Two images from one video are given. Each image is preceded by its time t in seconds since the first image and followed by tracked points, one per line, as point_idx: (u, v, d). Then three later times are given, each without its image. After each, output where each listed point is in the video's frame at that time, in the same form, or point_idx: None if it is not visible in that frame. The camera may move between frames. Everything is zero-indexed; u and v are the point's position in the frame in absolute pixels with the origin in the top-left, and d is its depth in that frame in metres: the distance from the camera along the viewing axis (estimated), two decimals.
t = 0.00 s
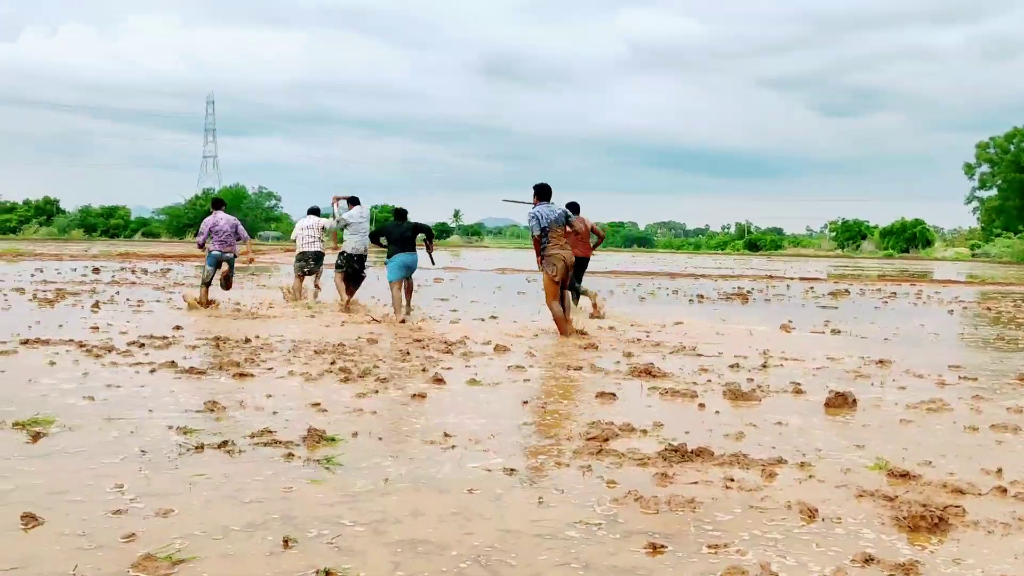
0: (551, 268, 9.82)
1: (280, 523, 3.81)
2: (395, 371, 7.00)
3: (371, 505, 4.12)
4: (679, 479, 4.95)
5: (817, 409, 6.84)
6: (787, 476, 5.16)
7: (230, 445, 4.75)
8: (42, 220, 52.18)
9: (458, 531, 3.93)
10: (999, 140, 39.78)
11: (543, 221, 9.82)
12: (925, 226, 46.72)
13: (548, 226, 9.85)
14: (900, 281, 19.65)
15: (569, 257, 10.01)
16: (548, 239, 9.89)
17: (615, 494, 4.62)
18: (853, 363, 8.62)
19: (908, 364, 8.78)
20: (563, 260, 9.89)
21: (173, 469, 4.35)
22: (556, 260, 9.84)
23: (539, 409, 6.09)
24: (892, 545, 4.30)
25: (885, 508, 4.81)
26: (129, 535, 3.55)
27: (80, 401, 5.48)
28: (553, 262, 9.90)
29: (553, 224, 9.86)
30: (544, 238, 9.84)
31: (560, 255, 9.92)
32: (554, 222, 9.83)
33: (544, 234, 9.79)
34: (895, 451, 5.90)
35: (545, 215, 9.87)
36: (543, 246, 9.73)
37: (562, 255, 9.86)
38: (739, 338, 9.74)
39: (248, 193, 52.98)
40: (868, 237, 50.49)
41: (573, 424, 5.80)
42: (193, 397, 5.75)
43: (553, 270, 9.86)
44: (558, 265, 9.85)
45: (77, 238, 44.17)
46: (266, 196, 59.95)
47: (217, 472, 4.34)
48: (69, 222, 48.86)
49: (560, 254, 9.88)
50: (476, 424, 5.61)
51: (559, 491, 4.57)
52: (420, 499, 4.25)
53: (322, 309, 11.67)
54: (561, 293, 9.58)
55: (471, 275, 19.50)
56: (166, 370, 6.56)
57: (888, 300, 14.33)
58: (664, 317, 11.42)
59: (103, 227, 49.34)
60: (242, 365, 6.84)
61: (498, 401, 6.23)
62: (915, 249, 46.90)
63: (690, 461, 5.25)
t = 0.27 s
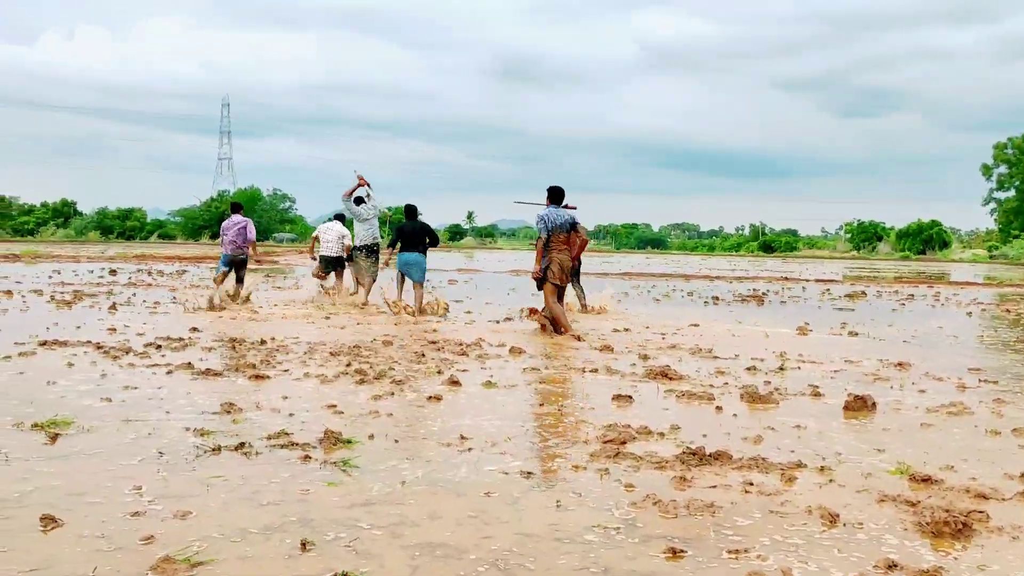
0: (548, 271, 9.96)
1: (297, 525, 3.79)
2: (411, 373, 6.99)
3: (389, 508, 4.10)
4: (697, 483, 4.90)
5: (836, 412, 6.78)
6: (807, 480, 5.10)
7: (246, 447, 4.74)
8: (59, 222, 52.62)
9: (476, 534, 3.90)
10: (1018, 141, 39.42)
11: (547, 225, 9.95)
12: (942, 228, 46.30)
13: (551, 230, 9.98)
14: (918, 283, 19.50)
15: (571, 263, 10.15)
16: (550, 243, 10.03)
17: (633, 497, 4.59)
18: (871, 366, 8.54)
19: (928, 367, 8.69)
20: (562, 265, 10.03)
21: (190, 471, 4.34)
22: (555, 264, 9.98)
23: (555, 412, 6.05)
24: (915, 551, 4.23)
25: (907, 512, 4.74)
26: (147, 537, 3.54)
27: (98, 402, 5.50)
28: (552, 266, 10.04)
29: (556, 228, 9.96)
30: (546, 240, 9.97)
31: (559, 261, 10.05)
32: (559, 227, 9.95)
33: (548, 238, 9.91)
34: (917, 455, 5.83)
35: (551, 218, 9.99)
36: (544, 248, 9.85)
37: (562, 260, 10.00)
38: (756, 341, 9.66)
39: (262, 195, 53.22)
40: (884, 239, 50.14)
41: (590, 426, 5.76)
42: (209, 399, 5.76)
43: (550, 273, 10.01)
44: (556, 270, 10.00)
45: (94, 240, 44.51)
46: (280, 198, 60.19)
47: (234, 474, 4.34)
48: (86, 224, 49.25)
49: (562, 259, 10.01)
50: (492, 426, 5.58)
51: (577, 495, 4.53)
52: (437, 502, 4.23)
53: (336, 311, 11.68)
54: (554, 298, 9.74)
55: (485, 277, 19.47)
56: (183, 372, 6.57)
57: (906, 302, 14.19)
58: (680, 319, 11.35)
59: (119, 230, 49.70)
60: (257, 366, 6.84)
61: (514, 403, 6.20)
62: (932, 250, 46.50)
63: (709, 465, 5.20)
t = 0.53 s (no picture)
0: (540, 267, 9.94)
1: (309, 529, 3.77)
2: (421, 374, 6.97)
3: (402, 511, 4.08)
4: (710, 487, 4.86)
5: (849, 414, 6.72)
6: (821, 484, 5.05)
7: (257, 449, 4.73)
8: (70, 223, 52.87)
9: (488, 538, 3.87)
10: None
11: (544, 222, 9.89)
12: (953, 228, 46.01)
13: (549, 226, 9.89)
14: (929, 283, 19.39)
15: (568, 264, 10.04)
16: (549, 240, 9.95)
17: (646, 500, 4.55)
18: (884, 367, 8.48)
19: (942, 368, 8.62)
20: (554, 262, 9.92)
21: (202, 473, 4.33)
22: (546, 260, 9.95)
23: (567, 414, 6.02)
24: (932, 557, 4.18)
25: (923, 516, 4.69)
26: (159, 541, 3.53)
27: (109, 404, 5.50)
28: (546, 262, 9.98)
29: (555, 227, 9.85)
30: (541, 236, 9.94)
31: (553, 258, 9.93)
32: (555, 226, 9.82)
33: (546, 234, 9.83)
34: (932, 458, 5.77)
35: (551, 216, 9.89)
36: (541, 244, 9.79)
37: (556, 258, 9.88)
38: (767, 342, 9.60)
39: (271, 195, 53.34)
40: (895, 239, 49.89)
41: (602, 429, 5.72)
42: (220, 400, 5.75)
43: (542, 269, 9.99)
44: (548, 267, 9.96)
45: (105, 241, 44.70)
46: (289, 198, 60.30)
47: (245, 477, 4.32)
48: (96, 225, 49.47)
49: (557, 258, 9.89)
50: (503, 428, 5.55)
51: (589, 498, 4.49)
52: (449, 506, 4.20)
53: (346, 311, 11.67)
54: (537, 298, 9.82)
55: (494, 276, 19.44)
56: (193, 373, 6.56)
57: (918, 303, 14.09)
58: (691, 320, 11.29)
59: (129, 230, 49.91)
60: (268, 368, 6.84)
61: (526, 405, 6.17)
62: (943, 251, 46.22)
63: (722, 468, 5.16)
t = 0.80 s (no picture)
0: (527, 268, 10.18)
1: (317, 529, 3.75)
2: (430, 373, 6.95)
3: (410, 511, 4.06)
4: (720, 486, 4.82)
5: (860, 413, 6.67)
6: (832, 484, 5.01)
7: (266, 448, 4.71)
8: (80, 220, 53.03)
9: (497, 539, 3.84)
10: None
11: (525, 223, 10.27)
12: (964, 225, 45.70)
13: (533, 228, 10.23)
14: (939, 281, 19.24)
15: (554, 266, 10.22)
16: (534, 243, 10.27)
17: (656, 500, 4.52)
18: (895, 366, 8.42)
19: (953, 366, 8.55)
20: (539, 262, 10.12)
21: (210, 472, 4.32)
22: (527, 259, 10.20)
23: (576, 413, 5.99)
24: (945, 557, 4.11)
25: (936, 515, 4.62)
26: (168, 540, 3.52)
27: (118, 402, 5.49)
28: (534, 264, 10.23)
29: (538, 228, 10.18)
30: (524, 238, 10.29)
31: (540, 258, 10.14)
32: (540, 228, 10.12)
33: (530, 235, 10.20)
34: (945, 457, 5.71)
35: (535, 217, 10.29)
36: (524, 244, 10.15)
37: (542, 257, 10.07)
38: (776, 340, 9.54)
39: (279, 193, 53.38)
40: (904, 236, 49.64)
41: (611, 428, 5.69)
42: (229, 399, 5.74)
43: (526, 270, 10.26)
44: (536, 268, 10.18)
45: (114, 239, 44.84)
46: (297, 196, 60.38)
47: (254, 476, 4.31)
48: (105, 223, 49.61)
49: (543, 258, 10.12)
50: (512, 427, 5.52)
51: (599, 498, 4.46)
52: (458, 505, 4.18)
53: (354, 309, 11.65)
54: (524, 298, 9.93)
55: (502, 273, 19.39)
56: (202, 371, 6.56)
57: (928, 301, 13.97)
58: (699, 318, 11.23)
59: (138, 228, 50.05)
60: (276, 366, 6.83)
61: (534, 404, 6.14)
62: (953, 248, 45.90)
63: (732, 467, 5.12)
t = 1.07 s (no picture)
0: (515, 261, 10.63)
1: (326, 528, 3.74)
2: (437, 370, 6.93)
3: (419, 511, 4.04)
4: (730, 486, 4.80)
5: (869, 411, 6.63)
6: (842, 483, 4.98)
7: (274, 446, 4.70)
8: (86, 217, 53.15)
9: (506, 539, 3.82)
10: None
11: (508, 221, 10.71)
12: (971, 221, 45.48)
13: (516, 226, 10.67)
14: (947, 278, 19.12)
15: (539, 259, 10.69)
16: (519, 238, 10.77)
17: (665, 500, 4.50)
18: (904, 363, 8.37)
19: (962, 364, 8.50)
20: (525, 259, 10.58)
21: (219, 471, 4.31)
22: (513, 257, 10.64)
23: (584, 411, 5.97)
24: (957, 558, 4.06)
25: (947, 515, 4.58)
26: (176, 540, 3.51)
27: (125, 400, 5.49)
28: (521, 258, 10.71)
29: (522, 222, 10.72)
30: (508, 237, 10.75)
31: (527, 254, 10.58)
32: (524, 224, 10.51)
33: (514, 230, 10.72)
34: (956, 456, 5.66)
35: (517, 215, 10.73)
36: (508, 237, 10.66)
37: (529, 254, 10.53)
38: (784, 338, 9.50)
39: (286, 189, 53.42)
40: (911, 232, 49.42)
41: (619, 426, 5.67)
42: (236, 397, 5.74)
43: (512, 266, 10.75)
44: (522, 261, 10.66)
45: (121, 235, 44.94)
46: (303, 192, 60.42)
47: (262, 475, 4.30)
48: (112, 219, 49.71)
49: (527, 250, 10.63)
50: (520, 426, 5.51)
51: (607, 498, 4.44)
52: (467, 505, 4.16)
53: (361, 307, 11.64)
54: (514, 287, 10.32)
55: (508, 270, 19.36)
56: (209, 369, 6.55)
57: (937, 298, 13.90)
58: (706, 315, 11.20)
59: (145, 224, 50.15)
60: (284, 363, 6.83)
61: (542, 402, 6.12)
62: (961, 244, 45.69)
63: (741, 467, 5.10)
